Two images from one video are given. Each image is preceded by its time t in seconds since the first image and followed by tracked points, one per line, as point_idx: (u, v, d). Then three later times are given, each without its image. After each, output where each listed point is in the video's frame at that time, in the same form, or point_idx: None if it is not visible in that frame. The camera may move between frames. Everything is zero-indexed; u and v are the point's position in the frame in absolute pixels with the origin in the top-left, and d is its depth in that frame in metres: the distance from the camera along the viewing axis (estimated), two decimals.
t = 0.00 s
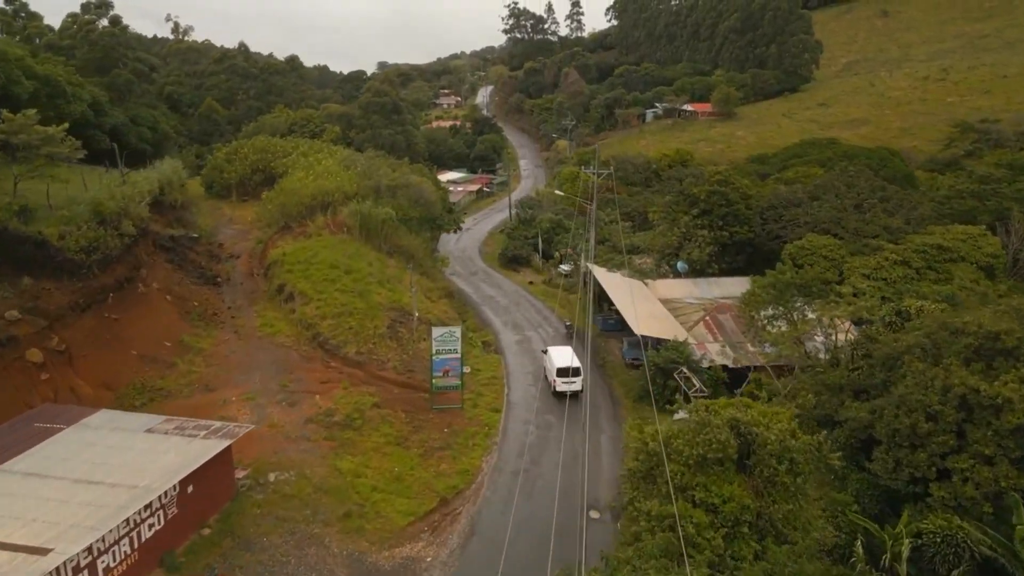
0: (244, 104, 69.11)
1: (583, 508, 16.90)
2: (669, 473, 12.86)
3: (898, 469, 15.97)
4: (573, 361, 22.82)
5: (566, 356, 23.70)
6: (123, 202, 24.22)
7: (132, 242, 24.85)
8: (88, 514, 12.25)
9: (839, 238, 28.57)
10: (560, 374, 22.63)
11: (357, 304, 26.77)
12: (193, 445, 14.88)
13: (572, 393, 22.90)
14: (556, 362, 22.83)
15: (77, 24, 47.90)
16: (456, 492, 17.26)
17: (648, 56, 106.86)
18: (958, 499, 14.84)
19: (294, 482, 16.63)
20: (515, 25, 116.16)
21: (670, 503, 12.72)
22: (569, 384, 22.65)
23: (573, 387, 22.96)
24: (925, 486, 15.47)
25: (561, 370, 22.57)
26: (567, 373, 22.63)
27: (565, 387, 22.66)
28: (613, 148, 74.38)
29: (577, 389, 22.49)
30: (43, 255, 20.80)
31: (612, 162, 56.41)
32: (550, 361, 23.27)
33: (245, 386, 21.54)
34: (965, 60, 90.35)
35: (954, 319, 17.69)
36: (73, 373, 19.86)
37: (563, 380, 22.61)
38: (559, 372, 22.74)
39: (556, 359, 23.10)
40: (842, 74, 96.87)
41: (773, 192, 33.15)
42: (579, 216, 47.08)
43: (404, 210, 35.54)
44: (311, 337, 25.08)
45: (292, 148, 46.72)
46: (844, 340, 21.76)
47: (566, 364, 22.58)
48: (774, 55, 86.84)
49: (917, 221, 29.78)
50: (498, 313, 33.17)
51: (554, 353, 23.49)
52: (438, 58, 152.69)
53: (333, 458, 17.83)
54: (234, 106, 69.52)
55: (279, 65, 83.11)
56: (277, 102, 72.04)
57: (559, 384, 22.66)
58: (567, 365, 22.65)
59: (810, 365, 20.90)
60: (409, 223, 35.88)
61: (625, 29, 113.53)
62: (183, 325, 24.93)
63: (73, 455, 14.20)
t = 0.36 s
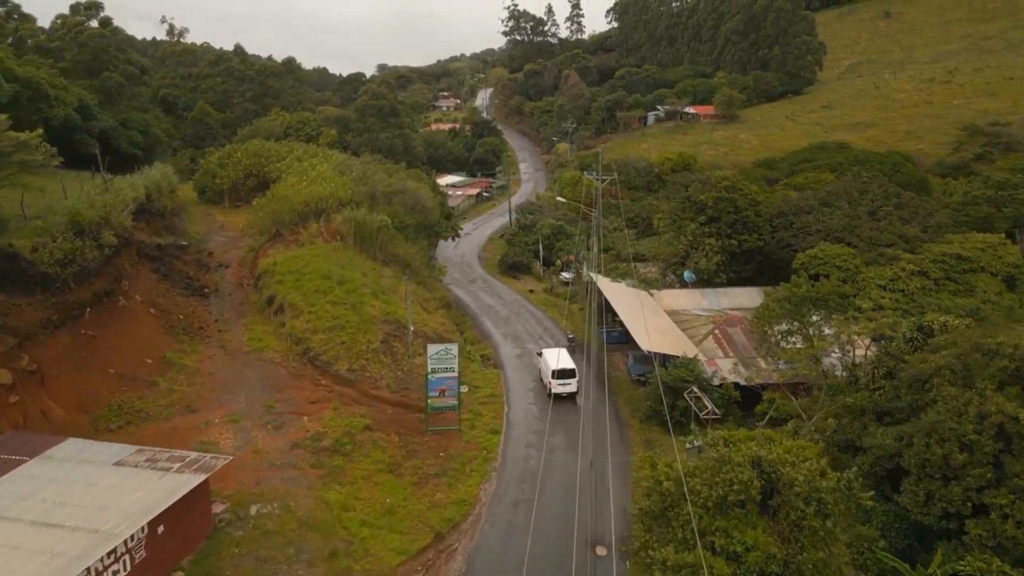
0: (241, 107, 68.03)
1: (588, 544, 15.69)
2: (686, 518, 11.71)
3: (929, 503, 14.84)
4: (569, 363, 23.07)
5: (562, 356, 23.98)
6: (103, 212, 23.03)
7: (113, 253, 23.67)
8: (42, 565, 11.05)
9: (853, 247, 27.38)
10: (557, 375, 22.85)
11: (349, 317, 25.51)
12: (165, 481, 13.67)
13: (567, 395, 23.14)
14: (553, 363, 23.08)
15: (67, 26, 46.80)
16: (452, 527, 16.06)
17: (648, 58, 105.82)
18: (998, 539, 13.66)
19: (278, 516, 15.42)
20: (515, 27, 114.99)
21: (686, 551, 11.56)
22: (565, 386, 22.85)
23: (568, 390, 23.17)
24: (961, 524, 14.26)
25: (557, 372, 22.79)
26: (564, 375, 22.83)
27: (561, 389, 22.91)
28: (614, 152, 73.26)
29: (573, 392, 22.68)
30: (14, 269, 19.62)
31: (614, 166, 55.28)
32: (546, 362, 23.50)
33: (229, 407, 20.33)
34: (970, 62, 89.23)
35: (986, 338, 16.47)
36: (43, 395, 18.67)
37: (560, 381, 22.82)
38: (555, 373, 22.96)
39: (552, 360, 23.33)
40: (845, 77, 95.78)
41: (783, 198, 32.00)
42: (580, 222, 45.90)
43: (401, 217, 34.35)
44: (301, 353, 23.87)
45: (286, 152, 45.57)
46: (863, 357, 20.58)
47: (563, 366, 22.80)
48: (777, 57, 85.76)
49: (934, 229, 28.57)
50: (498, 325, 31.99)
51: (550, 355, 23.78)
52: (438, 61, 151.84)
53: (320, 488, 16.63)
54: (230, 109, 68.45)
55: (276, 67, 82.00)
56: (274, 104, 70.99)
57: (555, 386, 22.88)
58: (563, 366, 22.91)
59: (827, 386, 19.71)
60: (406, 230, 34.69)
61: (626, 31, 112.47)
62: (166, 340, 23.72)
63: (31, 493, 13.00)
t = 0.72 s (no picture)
0: (237, 109, 66.81)
1: None
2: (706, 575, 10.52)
3: (969, 546, 13.54)
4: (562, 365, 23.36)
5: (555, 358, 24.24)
6: (79, 222, 21.74)
7: (89, 265, 22.37)
8: None
9: (870, 258, 26.12)
10: (551, 377, 23.16)
11: (339, 332, 24.15)
12: (127, 526, 12.36)
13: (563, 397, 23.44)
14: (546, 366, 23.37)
15: (54, 27, 45.55)
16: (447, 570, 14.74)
17: (649, 60, 104.59)
18: None
19: (255, 559, 14.10)
20: (514, 29, 113.53)
21: None
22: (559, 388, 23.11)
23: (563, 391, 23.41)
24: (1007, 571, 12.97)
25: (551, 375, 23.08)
26: (557, 377, 23.13)
27: (556, 391, 23.20)
28: (615, 155, 72.00)
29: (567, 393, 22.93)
30: None
31: (617, 171, 53.96)
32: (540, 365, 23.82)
33: (209, 432, 19.03)
34: (976, 64, 87.96)
35: None
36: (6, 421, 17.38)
37: (554, 384, 23.08)
38: (549, 376, 23.26)
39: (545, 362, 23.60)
40: (848, 79, 94.52)
41: (795, 205, 30.73)
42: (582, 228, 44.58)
43: (396, 224, 33.01)
44: (289, 371, 22.56)
45: (280, 156, 44.27)
46: (885, 377, 19.25)
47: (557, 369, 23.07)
48: (780, 59, 84.36)
49: (954, 238, 27.29)
50: (497, 338, 30.70)
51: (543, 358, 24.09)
52: (437, 63, 150.69)
53: (303, 525, 15.31)
54: (226, 112, 67.21)
55: (272, 69, 80.69)
56: (269, 107, 69.69)
57: (550, 388, 23.15)
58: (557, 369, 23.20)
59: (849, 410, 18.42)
60: (402, 238, 33.36)
61: (626, 33, 111.20)
62: (147, 358, 22.45)
63: None
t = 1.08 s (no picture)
0: (232, 112, 65.71)
1: None
2: None
3: None
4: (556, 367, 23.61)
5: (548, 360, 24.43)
6: (55, 232, 20.58)
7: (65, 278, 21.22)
8: None
9: (887, 268, 24.99)
10: (545, 379, 23.40)
11: (329, 348, 22.90)
12: None
13: (557, 399, 23.78)
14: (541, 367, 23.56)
15: (42, 28, 44.43)
16: None
17: (650, 62, 103.51)
18: None
19: None
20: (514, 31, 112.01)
21: None
22: (553, 389, 23.38)
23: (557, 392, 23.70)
24: None
25: (545, 377, 23.30)
26: (551, 379, 23.37)
27: (549, 393, 23.48)
28: (617, 158, 70.89)
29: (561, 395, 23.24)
30: None
31: (619, 175, 52.82)
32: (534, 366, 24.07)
33: (189, 457, 17.87)
34: (981, 66, 86.84)
35: None
36: None
37: (547, 385, 23.36)
38: (544, 377, 23.49)
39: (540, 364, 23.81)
40: (852, 81, 93.45)
41: (806, 212, 29.58)
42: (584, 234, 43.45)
43: (391, 231, 31.84)
44: (276, 390, 21.36)
45: (274, 160, 43.12)
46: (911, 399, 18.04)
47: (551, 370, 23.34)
48: (783, 61, 83.13)
49: (974, 247, 26.12)
50: (496, 349, 29.55)
51: (538, 359, 24.31)
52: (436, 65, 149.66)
53: (285, 565, 14.12)
54: (221, 115, 66.10)
55: (268, 71, 79.57)
56: (265, 109, 68.60)
57: (544, 390, 23.42)
58: (551, 370, 23.45)
59: (874, 437, 17.17)
60: (398, 246, 32.16)
61: (627, 35, 110.14)
62: (126, 376, 21.29)
63: None
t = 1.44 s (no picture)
0: (227, 116, 64.40)
1: None
2: None
3: None
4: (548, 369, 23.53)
5: (541, 362, 24.28)
6: (19, 247, 19.24)
7: (32, 296, 19.87)
8: None
9: (909, 281, 23.64)
10: (537, 381, 23.31)
11: (317, 369, 21.41)
12: None
13: (549, 400, 23.78)
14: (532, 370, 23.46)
15: (27, 30, 43.14)
16: None
17: (651, 65, 102.15)
18: None
19: None
20: (515, 34, 110.30)
21: None
22: (545, 392, 23.32)
23: (549, 393, 23.67)
24: None
25: (537, 379, 23.20)
26: (543, 381, 23.26)
27: (542, 395, 23.39)
28: (619, 162, 69.57)
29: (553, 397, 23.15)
30: None
31: (621, 180, 51.40)
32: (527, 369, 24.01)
33: (160, 494, 16.44)
34: (987, 68, 85.49)
35: None
36: None
37: (540, 387, 23.28)
38: (536, 380, 23.43)
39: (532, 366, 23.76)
40: (856, 84, 92.16)
41: (821, 220, 28.20)
42: (586, 242, 42.06)
43: (386, 241, 30.40)
44: (259, 415, 19.93)
45: (266, 165, 41.71)
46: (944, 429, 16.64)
47: (543, 373, 23.22)
48: (787, 63, 81.81)
49: (1001, 258, 24.70)
50: (495, 365, 28.16)
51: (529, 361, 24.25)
52: (436, 68, 148.76)
53: None
54: (216, 119, 64.78)
55: (264, 74, 78.33)
56: (261, 113, 67.36)
57: (536, 392, 23.37)
58: (543, 373, 23.36)
59: (906, 472, 15.79)
60: (392, 256, 30.73)
61: (628, 38, 108.80)
62: (98, 401, 19.87)
63: None
